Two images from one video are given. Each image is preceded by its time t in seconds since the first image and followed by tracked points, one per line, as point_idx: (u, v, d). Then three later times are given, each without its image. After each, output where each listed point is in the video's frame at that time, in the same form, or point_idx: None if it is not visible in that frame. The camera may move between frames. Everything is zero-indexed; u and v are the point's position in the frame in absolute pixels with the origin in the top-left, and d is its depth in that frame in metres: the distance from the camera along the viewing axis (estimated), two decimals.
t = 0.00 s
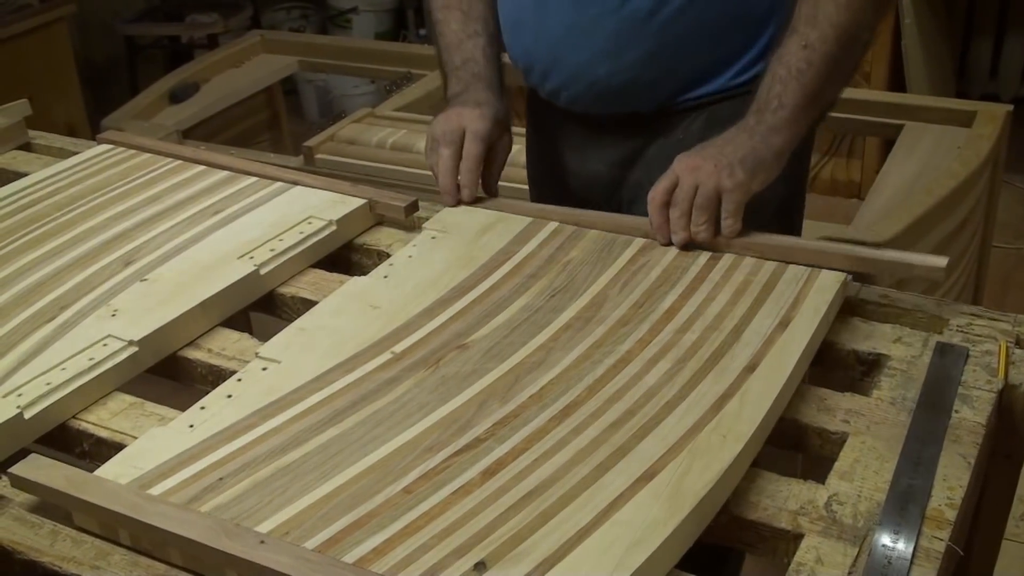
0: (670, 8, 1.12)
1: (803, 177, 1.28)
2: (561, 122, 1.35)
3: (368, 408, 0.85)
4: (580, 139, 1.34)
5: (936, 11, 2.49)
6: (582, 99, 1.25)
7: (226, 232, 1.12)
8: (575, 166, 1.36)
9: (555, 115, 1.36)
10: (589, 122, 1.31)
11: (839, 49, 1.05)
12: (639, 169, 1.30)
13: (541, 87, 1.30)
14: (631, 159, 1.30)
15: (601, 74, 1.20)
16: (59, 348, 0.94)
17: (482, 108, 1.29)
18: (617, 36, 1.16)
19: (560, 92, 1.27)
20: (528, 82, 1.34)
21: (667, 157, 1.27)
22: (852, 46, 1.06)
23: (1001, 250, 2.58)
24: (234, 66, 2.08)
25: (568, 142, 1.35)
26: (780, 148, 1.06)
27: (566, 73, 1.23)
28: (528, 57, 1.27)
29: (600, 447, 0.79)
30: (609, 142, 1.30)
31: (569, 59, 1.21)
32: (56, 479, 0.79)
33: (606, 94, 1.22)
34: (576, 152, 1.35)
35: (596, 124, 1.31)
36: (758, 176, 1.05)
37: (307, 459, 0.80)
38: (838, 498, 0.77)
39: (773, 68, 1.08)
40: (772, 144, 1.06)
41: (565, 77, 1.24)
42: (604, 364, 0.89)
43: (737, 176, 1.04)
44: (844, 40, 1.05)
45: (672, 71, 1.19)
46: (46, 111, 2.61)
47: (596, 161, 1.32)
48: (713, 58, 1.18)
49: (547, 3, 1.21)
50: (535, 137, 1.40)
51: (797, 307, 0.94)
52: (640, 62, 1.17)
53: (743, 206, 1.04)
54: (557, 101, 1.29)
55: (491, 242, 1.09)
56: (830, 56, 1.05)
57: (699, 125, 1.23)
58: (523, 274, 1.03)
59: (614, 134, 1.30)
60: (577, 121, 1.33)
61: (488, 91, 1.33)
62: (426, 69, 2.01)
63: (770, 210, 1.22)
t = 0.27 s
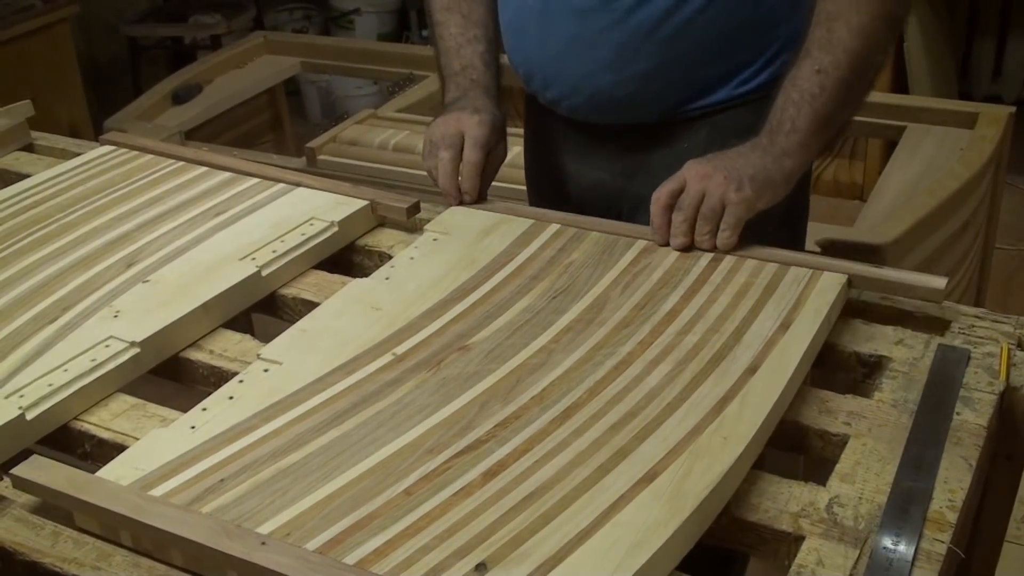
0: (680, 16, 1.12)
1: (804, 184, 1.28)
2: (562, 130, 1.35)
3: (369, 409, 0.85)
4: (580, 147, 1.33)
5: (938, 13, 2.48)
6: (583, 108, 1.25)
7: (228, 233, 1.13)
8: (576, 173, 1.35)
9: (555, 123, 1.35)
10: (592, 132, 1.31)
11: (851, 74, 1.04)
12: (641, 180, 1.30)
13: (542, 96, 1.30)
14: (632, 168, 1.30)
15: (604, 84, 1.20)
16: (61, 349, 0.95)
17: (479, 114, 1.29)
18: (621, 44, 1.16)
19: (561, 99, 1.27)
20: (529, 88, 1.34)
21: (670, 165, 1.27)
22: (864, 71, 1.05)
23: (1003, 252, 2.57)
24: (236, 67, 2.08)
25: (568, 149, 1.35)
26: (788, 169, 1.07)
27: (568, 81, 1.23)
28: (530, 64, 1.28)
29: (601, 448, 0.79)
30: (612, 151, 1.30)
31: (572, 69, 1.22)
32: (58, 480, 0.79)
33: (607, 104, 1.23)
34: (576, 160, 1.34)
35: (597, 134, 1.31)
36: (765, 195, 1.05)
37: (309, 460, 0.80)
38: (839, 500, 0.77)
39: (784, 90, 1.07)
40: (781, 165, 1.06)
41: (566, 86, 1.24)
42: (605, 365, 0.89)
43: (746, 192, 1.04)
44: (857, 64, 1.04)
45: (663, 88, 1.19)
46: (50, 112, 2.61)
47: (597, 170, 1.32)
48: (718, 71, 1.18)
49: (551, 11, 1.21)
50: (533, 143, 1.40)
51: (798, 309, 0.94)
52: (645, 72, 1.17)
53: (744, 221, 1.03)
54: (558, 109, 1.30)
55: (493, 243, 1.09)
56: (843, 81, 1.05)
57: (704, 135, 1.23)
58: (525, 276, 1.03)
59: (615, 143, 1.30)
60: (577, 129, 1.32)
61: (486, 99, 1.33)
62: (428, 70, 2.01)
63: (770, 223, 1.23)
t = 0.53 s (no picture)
0: (696, 28, 1.12)
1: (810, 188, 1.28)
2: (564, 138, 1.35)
3: (371, 412, 0.85)
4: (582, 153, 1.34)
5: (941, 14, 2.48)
6: (589, 117, 1.25)
7: (231, 235, 1.13)
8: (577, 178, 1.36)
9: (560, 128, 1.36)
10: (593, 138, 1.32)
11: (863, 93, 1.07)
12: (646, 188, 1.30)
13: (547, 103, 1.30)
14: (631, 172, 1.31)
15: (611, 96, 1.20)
16: (64, 351, 0.95)
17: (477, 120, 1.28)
18: (633, 61, 1.15)
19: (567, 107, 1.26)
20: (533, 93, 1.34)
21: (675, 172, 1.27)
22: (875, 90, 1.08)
23: (1006, 254, 2.57)
24: (239, 69, 2.08)
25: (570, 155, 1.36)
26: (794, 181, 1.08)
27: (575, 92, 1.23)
28: (536, 72, 1.27)
29: (604, 451, 0.79)
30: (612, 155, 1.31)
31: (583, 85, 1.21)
32: (61, 482, 0.79)
33: (613, 115, 1.22)
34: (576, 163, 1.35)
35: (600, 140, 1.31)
36: (769, 206, 1.05)
37: (311, 462, 0.80)
38: (841, 503, 0.77)
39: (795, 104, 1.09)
40: (786, 177, 1.07)
41: (574, 95, 1.23)
42: (608, 368, 0.89)
43: (755, 201, 1.04)
44: (866, 83, 1.07)
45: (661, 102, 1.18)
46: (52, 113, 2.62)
47: (600, 176, 1.33)
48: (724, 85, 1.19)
49: (559, 23, 1.19)
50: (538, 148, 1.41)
51: (801, 312, 0.94)
52: (655, 84, 1.17)
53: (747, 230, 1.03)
54: (563, 117, 1.30)
55: (495, 246, 1.09)
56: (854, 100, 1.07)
57: (711, 142, 1.23)
58: (527, 278, 1.03)
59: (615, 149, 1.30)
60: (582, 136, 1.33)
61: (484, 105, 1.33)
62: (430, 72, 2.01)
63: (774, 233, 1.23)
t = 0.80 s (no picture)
0: (713, 29, 1.13)
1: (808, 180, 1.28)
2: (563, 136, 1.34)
3: (375, 413, 0.85)
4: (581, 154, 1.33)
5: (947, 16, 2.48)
6: (596, 117, 1.24)
7: (235, 236, 1.13)
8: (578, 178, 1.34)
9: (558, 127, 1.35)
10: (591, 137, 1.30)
11: (880, 61, 1.04)
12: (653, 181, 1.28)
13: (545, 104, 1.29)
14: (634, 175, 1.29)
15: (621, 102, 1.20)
16: (68, 351, 0.95)
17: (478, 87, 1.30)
18: (634, 61, 1.16)
19: (571, 109, 1.26)
20: (531, 94, 1.33)
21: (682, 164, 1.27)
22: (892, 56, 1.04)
23: (1010, 257, 2.57)
24: (244, 70, 2.08)
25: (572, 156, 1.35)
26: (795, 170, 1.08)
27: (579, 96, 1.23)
28: (541, 77, 1.26)
29: (608, 452, 0.79)
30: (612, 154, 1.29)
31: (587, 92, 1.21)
32: (65, 482, 0.80)
33: (622, 117, 1.22)
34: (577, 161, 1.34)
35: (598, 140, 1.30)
36: (769, 180, 1.04)
37: (314, 463, 0.80)
38: (846, 505, 0.77)
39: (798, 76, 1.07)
40: (786, 149, 1.05)
41: (583, 96, 1.22)
42: (612, 370, 0.89)
43: (760, 163, 1.04)
44: (882, 59, 1.04)
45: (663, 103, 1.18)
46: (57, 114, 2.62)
47: (602, 174, 1.31)
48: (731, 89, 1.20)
49: (570, 29, 1.19)
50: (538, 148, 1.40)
51: (805, 313, 0.94)
52: (668, 89, 1.17)
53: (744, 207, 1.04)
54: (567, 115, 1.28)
55: (499, 247, 1.09)
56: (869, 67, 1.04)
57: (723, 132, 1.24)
58: (531, 279, 1.03)
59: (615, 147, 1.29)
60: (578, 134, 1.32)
61: (479, 71, 1.34)
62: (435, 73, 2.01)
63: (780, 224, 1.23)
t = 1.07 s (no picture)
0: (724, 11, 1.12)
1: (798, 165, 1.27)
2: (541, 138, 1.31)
3: (376, 413, 0.85)
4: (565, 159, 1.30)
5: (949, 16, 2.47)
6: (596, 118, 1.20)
7: (236, 237, 1.13)
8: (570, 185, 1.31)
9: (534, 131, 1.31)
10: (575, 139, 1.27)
11: (794, 29, 0.97)
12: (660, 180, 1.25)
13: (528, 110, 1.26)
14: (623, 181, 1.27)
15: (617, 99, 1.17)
16: (69, 353, 0.95)
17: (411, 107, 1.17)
18: (628, 52, 1.13)
19: (561, 111, 1.22)
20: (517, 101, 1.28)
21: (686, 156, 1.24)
22: (813, 16, 0.98)
23: (1011, 257, 2.57)
24: (245, 71, 2.08)
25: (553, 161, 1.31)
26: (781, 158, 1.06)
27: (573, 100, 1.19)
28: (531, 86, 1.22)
29: (608, 453, 0.79)
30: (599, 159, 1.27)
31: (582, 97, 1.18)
32: (66, 483, 0.80)
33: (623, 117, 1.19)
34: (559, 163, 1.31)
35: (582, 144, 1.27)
36: (660, 213, 0.98)
37: (315, 464, 0.80)
38: (846, 505, 0.77)
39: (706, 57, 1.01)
40: (670, 177, 0.98)
41: (584, 97, 1.18)
42: (612, 370, 0.89)
43: (667, 175, 0.98)
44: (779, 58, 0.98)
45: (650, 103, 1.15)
46: (58, 115, 2.62)
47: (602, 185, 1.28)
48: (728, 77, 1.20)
49: (584, 31, 1.13)
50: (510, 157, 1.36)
51: (806, 314, 0.94)
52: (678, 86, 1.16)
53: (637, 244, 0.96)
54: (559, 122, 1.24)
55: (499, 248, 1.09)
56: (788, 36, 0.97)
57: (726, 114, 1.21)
58: (533, 279, 1.03)
59: (599, 152, 1.26)
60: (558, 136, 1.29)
61: (410, 105, 1.18)
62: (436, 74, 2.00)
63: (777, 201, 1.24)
